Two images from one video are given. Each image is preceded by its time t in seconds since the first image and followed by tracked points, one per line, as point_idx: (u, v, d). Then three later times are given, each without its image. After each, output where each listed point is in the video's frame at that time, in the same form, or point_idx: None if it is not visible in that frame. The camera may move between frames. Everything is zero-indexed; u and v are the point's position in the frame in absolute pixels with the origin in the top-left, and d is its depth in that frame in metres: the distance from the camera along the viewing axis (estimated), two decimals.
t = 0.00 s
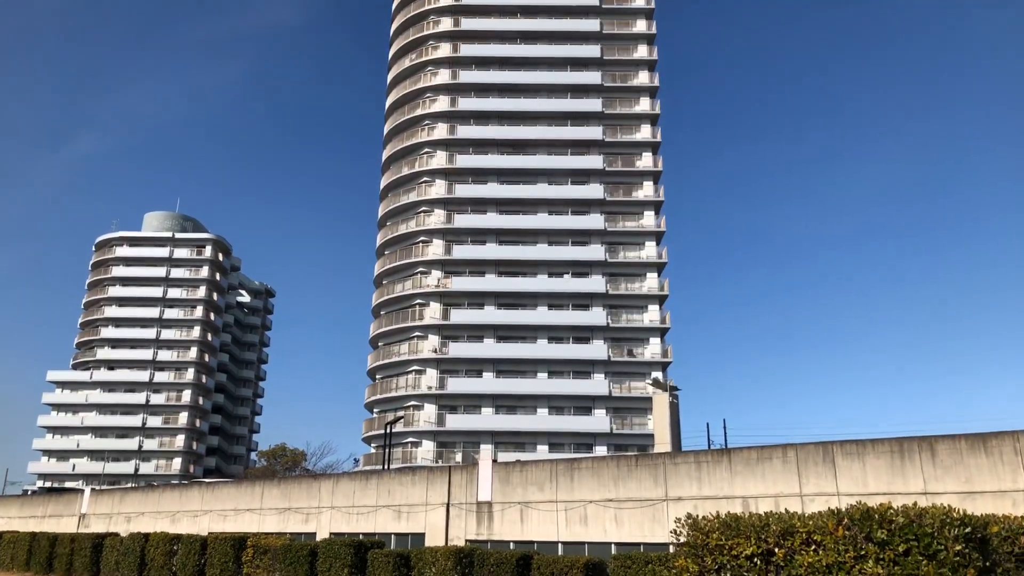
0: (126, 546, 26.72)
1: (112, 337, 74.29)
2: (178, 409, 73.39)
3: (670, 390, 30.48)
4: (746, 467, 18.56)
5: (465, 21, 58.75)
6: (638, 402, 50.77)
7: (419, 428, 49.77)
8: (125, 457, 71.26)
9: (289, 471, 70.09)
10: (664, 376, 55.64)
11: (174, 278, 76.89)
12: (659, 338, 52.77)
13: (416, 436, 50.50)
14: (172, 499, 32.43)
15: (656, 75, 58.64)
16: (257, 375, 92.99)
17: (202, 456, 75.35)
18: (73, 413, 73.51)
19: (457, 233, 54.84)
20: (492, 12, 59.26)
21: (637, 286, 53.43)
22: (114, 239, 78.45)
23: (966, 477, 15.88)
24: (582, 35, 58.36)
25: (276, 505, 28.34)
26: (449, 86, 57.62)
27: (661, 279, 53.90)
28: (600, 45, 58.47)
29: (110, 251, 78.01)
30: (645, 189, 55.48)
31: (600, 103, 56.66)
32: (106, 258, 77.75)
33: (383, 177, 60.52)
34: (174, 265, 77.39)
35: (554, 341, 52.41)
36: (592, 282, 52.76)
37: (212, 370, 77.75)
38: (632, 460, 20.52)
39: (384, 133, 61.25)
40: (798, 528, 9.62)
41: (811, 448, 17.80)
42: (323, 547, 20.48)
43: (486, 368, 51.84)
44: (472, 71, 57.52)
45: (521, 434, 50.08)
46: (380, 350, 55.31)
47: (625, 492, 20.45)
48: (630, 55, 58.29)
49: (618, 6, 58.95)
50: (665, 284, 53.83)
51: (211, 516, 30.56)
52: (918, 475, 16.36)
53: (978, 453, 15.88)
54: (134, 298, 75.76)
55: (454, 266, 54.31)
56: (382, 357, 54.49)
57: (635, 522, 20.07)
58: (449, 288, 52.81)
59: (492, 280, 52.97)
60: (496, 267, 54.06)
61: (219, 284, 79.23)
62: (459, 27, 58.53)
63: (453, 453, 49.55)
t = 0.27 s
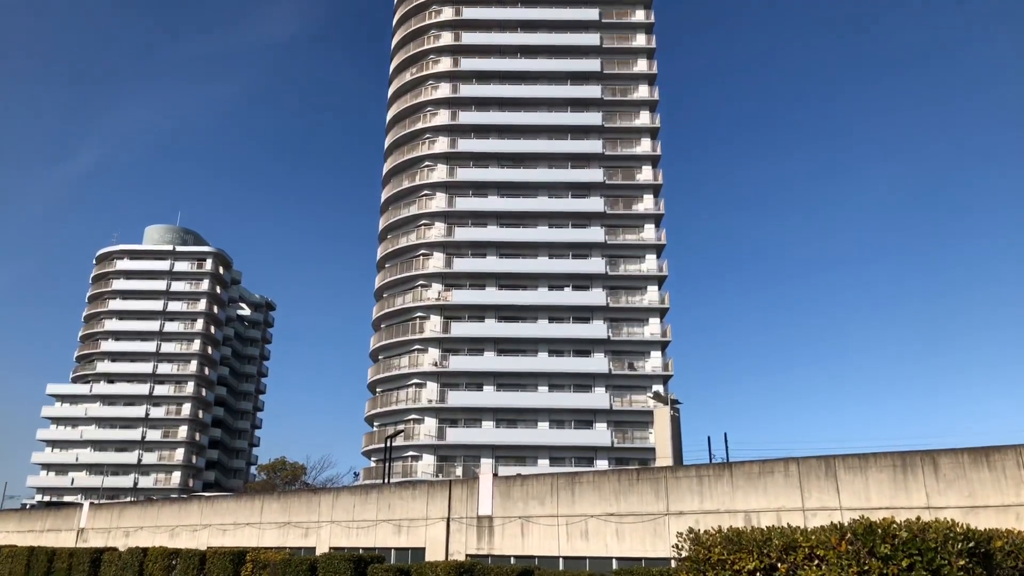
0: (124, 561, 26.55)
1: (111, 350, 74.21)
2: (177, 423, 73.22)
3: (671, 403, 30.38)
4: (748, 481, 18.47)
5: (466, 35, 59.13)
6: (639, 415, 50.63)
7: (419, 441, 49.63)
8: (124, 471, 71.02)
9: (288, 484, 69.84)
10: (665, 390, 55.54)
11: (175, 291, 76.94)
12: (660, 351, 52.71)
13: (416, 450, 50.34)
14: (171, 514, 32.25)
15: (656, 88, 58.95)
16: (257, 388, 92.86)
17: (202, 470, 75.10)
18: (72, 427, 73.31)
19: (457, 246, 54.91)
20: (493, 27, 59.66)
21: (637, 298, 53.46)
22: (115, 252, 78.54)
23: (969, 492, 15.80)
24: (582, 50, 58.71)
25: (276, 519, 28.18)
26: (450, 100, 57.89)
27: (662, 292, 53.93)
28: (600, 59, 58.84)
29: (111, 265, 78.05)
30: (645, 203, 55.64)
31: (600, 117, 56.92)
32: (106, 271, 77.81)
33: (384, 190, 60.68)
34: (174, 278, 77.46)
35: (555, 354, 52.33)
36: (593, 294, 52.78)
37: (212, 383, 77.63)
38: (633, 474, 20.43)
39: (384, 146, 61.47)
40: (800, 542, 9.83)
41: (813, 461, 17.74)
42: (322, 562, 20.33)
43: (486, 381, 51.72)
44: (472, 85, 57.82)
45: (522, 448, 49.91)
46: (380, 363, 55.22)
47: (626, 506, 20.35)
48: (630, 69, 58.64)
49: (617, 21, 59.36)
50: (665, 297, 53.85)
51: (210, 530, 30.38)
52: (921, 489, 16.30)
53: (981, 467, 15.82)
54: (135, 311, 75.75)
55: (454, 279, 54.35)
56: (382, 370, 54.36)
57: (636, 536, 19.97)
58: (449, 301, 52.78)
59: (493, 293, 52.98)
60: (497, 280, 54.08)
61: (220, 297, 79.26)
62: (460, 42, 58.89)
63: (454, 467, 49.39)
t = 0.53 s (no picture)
0: None
1: (110, 366, 74.07)
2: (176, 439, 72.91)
3: (671, 420, 30.27)
4: (749, 498, 18.35)
5: (466, 53, 59.54)
6: (639, 432, 50.44)
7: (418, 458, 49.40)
8: (122, 488, 70.62)
9: (287, 502, 69.42)
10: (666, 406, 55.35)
11: (174, 306, 76.96)
12: (660, 367, 52.59)
13: (415, 467, 50.09)
14: (169, 532, 32.04)
15: (655, 105, 59.27)
16: (256, 405, 92.61)
17: (200, 487, 74.68)
18: (70, 443, 73.00)
19: (457, 262, 54.96)
20: (493, 44, 60.10)
21: (637, 314, 53.42)
22: (115, 268, 78.63)
23: (972, 509, 15.70)
24: (582, 67, 59.11)
25: (274, 537, 27.99)
26: (450, 116, 58.21)
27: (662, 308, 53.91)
28: (600, 76, 59.21)
29: (111, 280, 78.12)
30: (645, 219, 55.78)
31: (600, 133, 57.19)
32: (106, 287, 77.84)
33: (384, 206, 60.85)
34: (174, 294, 77.49)
35: (555, 370, 52.19)
36: (592, 310, 52.76)
37: (211, 399, 77.39)
38: (633, 491, 20.33)
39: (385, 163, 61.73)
40: (803, 560, 9.81)
41: (814, 478, 17.64)
42: None
43: (486, 398, 51.55)
44: (472, 102, 58.16)
45: (521, 465, 49.64)
46: (379, 379, 55.07)
47: (627, 524, 20.21)
48: (629, 86, 58.99)
49: (617, 38, 59.79)
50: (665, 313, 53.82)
51: (208, 548, 30.16)
52: (923, 506, 16.21)
53: (983, 484, 15.73)
54: (134, 327, 75.69)
55: (454, 294, 54.34)
56: (382, 386, 54.22)
57: (636, 554, 19.83)
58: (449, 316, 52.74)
59: (493, 309, 52.96)
60: (497, 295, 54.06)
61: (219, 312, 79.23)
62: (460, 59, 59.30)
63: (453, 484, 49.12)
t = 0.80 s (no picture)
0: None
1: (108, 380, 73.84)
2: (173, 453, 72.57)
3: (671, 434, 30.20)
4: (750, 512, 18.25)
5: (465, 67, 59.87)
6: (638, 446, 50.30)
7: (417, 472, 49.17)
8: (118, 502, 70.16)
9: (284, 516, 69.02)
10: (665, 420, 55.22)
11: (173, 320, 76.86)
12: (659, 380, 52.50)
13: (414, 481, 49.82)
14: (166, 547, 31.80)
15: (653, 119, 59.56)
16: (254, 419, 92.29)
17: (197, 501, 74.25)
18: (67, 458, 72.61)
19: (456, 275, 54.97)
20: (492, 58, 60.43)
21: (637, 328, 53.41)
22: (114, 281, 78.60)
23: (974, 523, 15.65)
24: (580, 81, 59.43)
25: (272, 552, 27.79)
26: (449, 130, 58.44)
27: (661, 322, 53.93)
28: (598, 91, 59.53)
29: (109, 294, 78.08)
30: (643, 232, 55.89)
31: (598, 147, 57.43)
32: (105, 300, 77.76)
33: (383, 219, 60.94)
34: (173, 307, 77.44)
35: (554, 383, 52.08)
36: (592, 323, 52.74)
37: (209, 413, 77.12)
38: (633, 505, 20.23)
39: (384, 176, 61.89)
40: None
41: (815, 493, 17.57)
42: None
43: (485, 411, 51.38)
44: (471, 116, 58.40)
45: (520, 479, 49.41)
46: (378, 393, 54.89)
47: (627, 538, 20.09)
48: (627, 100, 59.28)
49: (615, 53, 60.16)
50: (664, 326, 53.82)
51: (205, 563, 29.93)
52: (925, 521, 16.15)
53: (985, 498, 15.69)
54: (132, 340, 75.55)
55: (453, 308, 54.29)
56: (380, 400, 54.06)
57: (637, 569, 19.70)
58: (448, 330, 52.70)
59: (492, 322, 52.91)
60: (496, 308, 54.01)
61: (218, 326, 79.15)
62: (459, 74, 59.62)
63: (452, 498, 48.85)
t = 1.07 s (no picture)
0: None
1: (109, 393, 73.75)
2: (174, 467, 72.33)
3: (674, 448, 30.06)
4: (752, 526, 18.15)
5: (466, 81, 60.16)
6: (640, 459, 50.12)
7: (418, 486, 49.00)
8: (118, 517, 69.83)
9: (285, 530, 68.72)
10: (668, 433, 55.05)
11: (174, 333, 76.93)
12: (661, 394, 52.39)
13: (415, 495, 49.62)
14: (166, 562, 31.61)
15: (654, 132, 59.79)
16: (255, 432, 92.05)
17: (197, 516, 73.94)
18: (67, 471, 72.37)
19: (458, 287, 54.99)
20: (493, 72, 60.74)
21: (638, 341, 53.37)
22: (116, 294, 78.69)
23: (976, 537, 15.61)
24: (581, 95, 59.70)
25: (272, 567, 27.64)
26: (450, 144, 58.65)
27: (662, 335, 53.91)
28: (599, 104, 59.79)
29: (111, 307, 78.10)
30: (645, 245, 55.97)
31: (599, 160, 57.61)
32: (106, 313, 77.80)
33: (384, 232, 61.03)
34: (174, 321, 77.54)
35: (555, 397, 51.96)
36: (593, 337, 52.71)
37: (209, 426, 76.96)
38: (636, 520, 20.14)
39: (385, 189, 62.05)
40: None
41: (817, 508, 17.50)
42: None
43: (486, 425, 51.23)
44: (473, 130, 58.62)
45: (522, 493, 49.19)
46: (379, 406, 54.76)
47: (629, 552, 19.99)
48: (628, 113, 59.50)
49: (616, 67, 60.46)
50: (666, 339, 53.78)
51: None
52: (928, 535, 16.06)
53: (988, 512, 15.63)
54: (134, 354, 75.53)
55: (455, 321, 54.26)
56: (381, 414, 53.91)
57: None
58: (450, 343, 52.65)
59: (493, 335, 52.88)
60: (497, 321, 53.99)
61: (219, 339, 79.15)
62: (460, 87, 59.91)
63: (453, 512, 48.64)
